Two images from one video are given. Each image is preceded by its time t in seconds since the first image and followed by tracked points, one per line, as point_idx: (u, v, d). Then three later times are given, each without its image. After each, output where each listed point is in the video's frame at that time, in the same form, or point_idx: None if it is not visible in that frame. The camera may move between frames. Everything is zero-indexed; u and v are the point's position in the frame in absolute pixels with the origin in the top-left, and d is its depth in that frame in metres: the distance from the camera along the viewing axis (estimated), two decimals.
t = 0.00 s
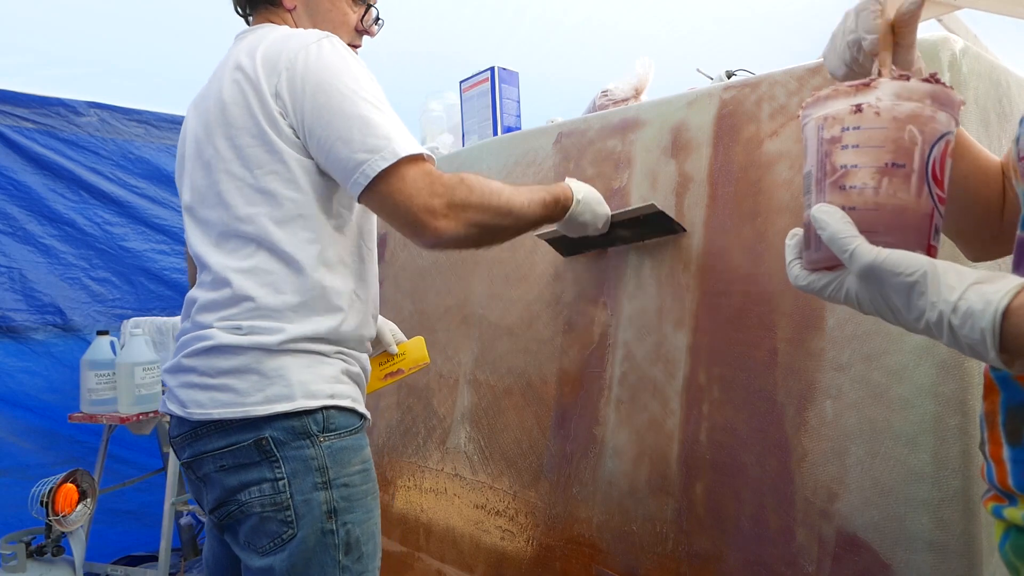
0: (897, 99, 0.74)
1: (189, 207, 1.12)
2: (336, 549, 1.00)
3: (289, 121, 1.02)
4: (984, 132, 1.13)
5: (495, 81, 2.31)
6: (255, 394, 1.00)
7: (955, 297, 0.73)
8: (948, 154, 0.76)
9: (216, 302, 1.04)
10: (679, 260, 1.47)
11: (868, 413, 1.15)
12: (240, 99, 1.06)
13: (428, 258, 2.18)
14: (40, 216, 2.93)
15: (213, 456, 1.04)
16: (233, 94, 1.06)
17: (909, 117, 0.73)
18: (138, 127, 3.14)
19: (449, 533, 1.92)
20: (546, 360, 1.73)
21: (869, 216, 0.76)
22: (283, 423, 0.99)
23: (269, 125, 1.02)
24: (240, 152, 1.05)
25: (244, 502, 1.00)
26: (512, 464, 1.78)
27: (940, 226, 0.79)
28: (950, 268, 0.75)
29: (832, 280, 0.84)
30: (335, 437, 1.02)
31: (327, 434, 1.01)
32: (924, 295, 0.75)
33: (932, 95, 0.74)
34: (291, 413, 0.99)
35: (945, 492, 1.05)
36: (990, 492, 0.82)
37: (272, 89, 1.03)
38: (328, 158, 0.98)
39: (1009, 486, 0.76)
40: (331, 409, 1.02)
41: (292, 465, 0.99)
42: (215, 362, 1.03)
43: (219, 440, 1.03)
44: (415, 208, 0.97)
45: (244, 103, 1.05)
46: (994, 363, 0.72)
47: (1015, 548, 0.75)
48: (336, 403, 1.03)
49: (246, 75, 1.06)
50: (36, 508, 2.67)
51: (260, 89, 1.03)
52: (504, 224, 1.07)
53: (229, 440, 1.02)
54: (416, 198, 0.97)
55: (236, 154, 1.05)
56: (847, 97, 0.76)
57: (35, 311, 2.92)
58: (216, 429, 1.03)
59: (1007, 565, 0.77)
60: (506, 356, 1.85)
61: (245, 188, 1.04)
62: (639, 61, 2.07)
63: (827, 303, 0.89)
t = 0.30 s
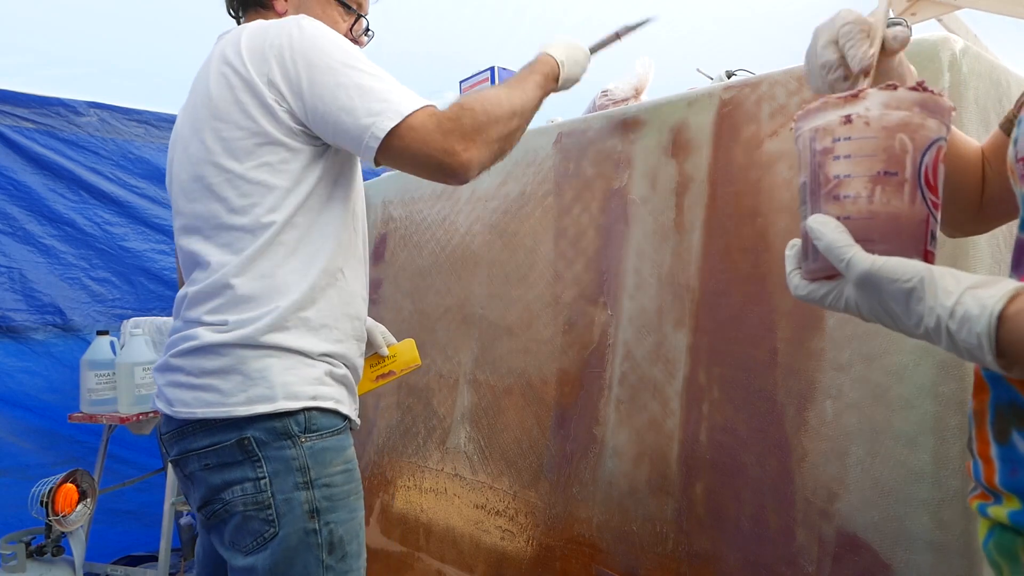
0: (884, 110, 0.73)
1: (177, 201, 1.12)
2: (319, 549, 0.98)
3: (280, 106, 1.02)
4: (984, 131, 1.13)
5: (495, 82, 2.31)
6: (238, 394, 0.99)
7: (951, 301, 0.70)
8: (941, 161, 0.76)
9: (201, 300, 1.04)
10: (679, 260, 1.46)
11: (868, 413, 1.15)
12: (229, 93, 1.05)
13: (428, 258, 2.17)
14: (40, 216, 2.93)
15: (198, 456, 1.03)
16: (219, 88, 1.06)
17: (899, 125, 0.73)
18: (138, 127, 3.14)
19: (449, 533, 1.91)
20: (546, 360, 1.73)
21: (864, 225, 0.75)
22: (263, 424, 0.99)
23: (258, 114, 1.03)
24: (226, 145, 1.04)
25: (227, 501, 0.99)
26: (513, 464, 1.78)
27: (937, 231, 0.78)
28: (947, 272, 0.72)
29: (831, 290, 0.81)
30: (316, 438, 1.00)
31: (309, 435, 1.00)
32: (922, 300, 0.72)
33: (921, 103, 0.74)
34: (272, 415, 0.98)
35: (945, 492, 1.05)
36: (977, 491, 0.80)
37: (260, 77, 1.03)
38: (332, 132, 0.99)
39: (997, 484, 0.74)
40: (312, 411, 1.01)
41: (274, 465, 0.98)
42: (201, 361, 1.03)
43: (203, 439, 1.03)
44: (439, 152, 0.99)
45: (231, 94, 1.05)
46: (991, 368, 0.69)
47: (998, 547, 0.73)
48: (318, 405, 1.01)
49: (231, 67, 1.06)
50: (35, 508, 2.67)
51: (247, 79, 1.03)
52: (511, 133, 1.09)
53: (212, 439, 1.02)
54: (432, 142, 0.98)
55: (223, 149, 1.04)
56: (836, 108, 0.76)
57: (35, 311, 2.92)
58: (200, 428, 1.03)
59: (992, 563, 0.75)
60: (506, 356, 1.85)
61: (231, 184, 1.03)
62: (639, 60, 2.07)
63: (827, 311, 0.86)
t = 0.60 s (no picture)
0: (872, 115, 0.74)
1: (163, 216, 1.12)
2: (319, 537, 1.00)
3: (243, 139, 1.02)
4: (984, 131, 1.13)
5: (495, 82, 2.31)
6: (232, 397, 1.01)
7: (943, 303, 0.72)
8: (924, 167, 0.77)
9: (191, 309, 1.05)
10: (679, 261, 1.46)
11: (868, 413, 1.15)
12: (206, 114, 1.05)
13: (428, 258, 2.17)
14: (40, 216, 2.93)
15: (195, 451, 1.04)
16: (196, 112, 1.07)
17: (886, 130, 0.73)
18: (138, 127, 3.14)
19: (449, 533, 1.91)
20: (546, 360, 1.73)
21: (852, 226, 0.75)
22: (257, 424, 1.01)
23: (224, 142, 1.02)
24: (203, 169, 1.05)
25: (222, 496, 1.00)
26: (513, 464, 1.78)
27: (921, 235, 0.79)
28: (938, 276, 0.74)
29: (820, 293, 0.82)
30: (308, 430, 1.04)
31: (301, 428, 1.03)
32: (916, 301, 0.73)
33: (907, 110, 0.74)
34: (265, 416, 1.01)
35: (944, 492, 1.05)
36: (965, 486, 0.82)
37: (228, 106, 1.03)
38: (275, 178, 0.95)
39: (982, 481, 0.75)
40: (303, 407, 1.04)
41: (268, 458, 1.00)
42: (194, 366, 1.04)
43: (196, 438, 1.04)
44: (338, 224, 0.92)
45: (201, 122, 1.05)
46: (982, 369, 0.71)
47: (981, 541, 0.76)
48: (308, 404, 1.04)
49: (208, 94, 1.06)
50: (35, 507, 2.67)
51: (217, 108, 1.04)
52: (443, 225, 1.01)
53: (205, 439, 1.03)
54: (338, 213, 0.92)
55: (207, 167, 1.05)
56: (825, 112, 0.76)
57: (35, 311, 2.92)
58: (195, 429, 1.04)
59: (976, 557, 0.78)
60: (505, 356, 1.85)
61: (218, 199, 1.04)
62: (639, 61, 2.07)
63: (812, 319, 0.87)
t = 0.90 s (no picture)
0: (885, 120, 0.74)
1: (145, 218, 1.25)
2: (289, 529, 1.13)
3: (247, 163, 1.14)
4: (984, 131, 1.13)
5: (495, 81, 2.31)
6: (194, 394, 1.15)
7: (937, 308, 0.72)
8: (933, 175, 0.77)
9: (156, 311, 1.18)
10: (679, 260, 1.47)
11: (868, 413, 1.15)
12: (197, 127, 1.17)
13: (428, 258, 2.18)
14: (40, 216, 2.93)
15: (163, 452, 1.18)
16: (190, 127, 1.17)
17: (897, 136, 0.74)
18: (138, 127, 3.15)
19: (449, 533, 1.91)
20: (546, 360, 1.73)
21: (857, 229, 0.76)
22: (220, 422, 1.14)
23: (227, 165, 1.15)
24: (197, 185, 1.17)
25: (193, 494, 1.13)
26: (513, 464, 1.78)
27: (925, 243, 0.80)
28: (934, 280, 0.74)
29: (820, 293, 0.83)
30: (272, 429, 1.17)
31: (265, 427, 1.16)
32: (910, 306, 0.74)
33: (920, 117, 0.74)
34: (228, 413, 1.14)
35: (944, 492, 1.05)
36: (969, 485, 0.82)
37: (236, 131, 1.14)
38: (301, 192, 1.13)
39: (985, 481, 0.76)
40: (266, 407, 1.17)
41: (232, 457, 1.13)
42: (161, 364, 1.18)
43: (164, 436, 1.18)
44: (403, 231, 1.15)
45: (201, 139, 1.15)
46: (972, 375, 0.72)
47: (985, 542, 0.76)
48: (271, 402, 1.18)
49: (209, 112, 1.16)
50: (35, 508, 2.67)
51: (224, 130, 1.14)
52: (487, 248, 1.25)
53: (173, 437, 1.16)
54: (400, 225, 1.15)
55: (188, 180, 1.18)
56: (838, 115, 0.76)
57: (35, 311, 2.92)
58: (159, 427, 1.18)
59: (980, 556, 0.78)
60: (506, 356, 1.85)
61: (189, 212, 1.17)
62: (639, 60, 2.07)
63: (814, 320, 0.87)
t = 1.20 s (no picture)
0: (887, 122, 0.74)
1: (145, 209, 1.24)
2: (272, 540, 1.15)
3: (253, 158, 1.14)
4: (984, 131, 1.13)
5: (495, 81, 2.31)
6: (192, 395, 1.14)
7: (940, 306, 0.72)
8: (936, 176, 0.77)
9: (154, 308, 1.18)
10: (679, 260, 1.47)
11: (868, 413, 1.15)
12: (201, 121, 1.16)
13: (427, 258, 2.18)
14: (40, 216, 2.93)
15: (155, 453, 1.18)
16: (196, 118, 1.16)
17: (899, 138, 0.74)
18: (138, 127, 3.15)
19: (449, 533, 1.91)
20: (546, 360, 1.74)
21: (860, 228, 0.77)
22: (218, 425, 1.14)
23: (233, 160, 1.14)
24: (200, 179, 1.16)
25: (184, 496, 1.14)
26: (513, 464, 1.78)
27: (929, 242, 0.80)
28: (937, 279, 0.75)
29: (824, 294, 0.84)
30: (269, 435, 1.17)
31: (262, 433, 1.16)
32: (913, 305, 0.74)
33: (923, 119, 0.74)
34: (229, 415, 1.14)
35: (944, 492, 1.05)
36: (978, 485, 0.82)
37: (243, 126, 1.13)
38: (306, 195, 1.12)
39: (990, 481, 0.76)
40: (265, 410, 1.17)
41: (226, 462, 1.13)
42: (159, 363, 1.17)
43: (158, 437, 1.18)
44: (401, 245, 1.16)
45: (206, 132, 1.15)
46: (975, 373, 0.71)
47: (992, 541, 0.76)
48: (271, 406, 1.18)
49: (216, 105, 1.15)
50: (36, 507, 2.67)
51: (231, 124, 1.13)
52: (479, 282, 1.26)
53: (168, 437, 1.17)
54: (400, 240, 1.15)
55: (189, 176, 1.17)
56: (840, 118, 0.77)
57: (35, 311, 2.92)
58: (155, 428, 1.18)
59: (987, 555, 0.78)
60: (506, 356, 1.85)
61: (191, 209, 1.16)
62: (639, 60, 2.07)
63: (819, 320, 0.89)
